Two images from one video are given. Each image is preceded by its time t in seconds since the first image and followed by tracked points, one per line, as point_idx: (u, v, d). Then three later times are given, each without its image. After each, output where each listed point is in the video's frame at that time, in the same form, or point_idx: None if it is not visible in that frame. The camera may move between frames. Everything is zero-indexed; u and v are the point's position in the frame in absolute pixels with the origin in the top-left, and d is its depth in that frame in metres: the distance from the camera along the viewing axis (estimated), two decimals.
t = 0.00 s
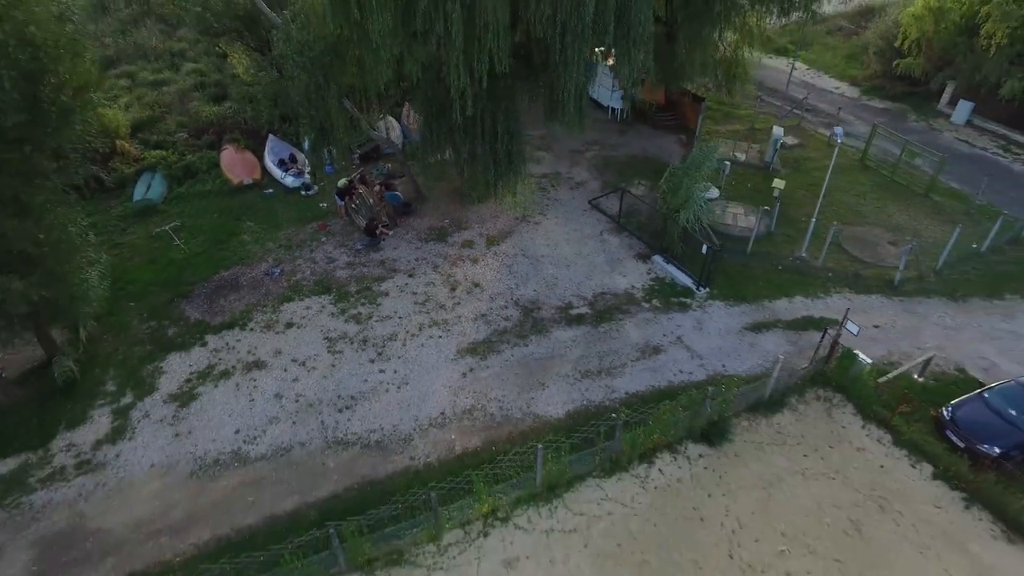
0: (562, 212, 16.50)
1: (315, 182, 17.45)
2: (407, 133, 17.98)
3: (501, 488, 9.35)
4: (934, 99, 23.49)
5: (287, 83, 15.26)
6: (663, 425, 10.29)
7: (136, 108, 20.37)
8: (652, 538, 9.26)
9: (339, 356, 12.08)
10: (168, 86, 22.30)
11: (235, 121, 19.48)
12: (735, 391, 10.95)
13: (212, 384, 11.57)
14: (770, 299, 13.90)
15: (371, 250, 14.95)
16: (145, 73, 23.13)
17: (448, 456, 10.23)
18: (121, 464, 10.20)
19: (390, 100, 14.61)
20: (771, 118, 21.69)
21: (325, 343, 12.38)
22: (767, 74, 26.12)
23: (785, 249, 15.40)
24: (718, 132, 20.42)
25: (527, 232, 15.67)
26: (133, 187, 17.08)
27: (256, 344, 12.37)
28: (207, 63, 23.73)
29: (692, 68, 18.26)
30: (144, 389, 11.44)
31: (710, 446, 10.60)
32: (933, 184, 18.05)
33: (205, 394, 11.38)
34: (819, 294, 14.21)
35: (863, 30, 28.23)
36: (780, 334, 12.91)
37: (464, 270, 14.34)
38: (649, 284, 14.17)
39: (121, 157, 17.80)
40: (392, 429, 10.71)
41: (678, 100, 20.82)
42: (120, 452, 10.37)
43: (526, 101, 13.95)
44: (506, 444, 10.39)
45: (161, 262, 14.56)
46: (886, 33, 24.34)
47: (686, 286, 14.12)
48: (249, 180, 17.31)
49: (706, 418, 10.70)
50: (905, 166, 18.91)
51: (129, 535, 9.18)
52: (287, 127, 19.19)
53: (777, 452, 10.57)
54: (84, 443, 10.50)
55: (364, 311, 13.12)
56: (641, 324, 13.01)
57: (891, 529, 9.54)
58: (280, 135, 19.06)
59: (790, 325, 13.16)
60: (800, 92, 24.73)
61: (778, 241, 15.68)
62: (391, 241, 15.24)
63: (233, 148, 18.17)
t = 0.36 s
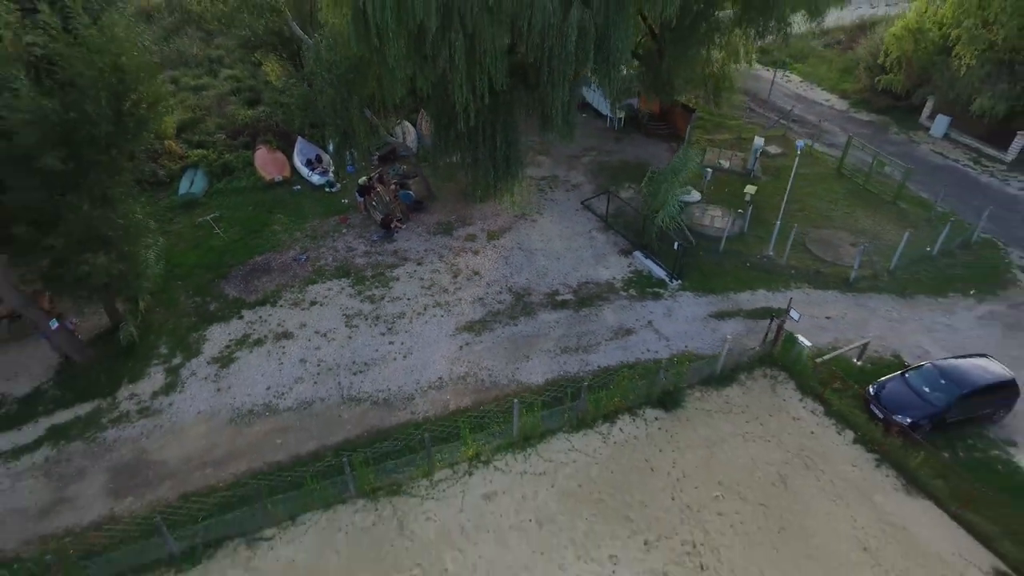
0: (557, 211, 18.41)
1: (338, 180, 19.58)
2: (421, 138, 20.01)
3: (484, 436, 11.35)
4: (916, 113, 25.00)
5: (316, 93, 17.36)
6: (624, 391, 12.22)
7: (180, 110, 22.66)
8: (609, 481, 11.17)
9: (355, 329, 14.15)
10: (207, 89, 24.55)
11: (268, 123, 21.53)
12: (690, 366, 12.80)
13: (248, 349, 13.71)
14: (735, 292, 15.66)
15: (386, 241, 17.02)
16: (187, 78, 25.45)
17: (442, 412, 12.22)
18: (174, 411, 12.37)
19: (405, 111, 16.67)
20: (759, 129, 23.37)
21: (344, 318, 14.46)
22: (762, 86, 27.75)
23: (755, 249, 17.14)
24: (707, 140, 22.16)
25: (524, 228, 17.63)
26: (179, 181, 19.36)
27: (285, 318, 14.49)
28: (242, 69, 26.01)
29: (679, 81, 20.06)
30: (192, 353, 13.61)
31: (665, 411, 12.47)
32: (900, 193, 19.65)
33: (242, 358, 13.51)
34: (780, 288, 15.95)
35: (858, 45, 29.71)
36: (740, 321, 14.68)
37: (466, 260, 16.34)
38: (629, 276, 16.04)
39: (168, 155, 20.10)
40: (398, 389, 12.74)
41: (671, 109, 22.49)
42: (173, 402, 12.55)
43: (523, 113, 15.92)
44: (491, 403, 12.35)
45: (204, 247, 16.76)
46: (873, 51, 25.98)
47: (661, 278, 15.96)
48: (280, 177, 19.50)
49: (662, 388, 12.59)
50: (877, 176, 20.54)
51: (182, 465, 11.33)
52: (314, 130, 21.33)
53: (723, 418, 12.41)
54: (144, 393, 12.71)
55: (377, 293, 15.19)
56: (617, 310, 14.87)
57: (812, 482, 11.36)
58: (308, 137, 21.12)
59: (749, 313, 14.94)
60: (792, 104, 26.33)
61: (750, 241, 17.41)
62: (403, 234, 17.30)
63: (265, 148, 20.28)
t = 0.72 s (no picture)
0: (555, 210, 20.53)
1: (361, 180, 21.89)
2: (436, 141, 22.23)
3: (478, 396, 13.53)
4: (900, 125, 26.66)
5: (343, 102, 19.64)
6: (599, 364, 14.32)
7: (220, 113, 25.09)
8: (581, 437, 13.28)
9: (373, 308, 16.41)
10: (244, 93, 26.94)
11: (299, 126, 23.89)
12: (658, 345, 14.83)
13: (281, 323, 16.04)
14: (708, 285, 17.56)
15: (402, 234, 19.27)
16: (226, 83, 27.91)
17: (444, 377, 14.43)
18: (220, 371, 14.73)
19: (421, 120, 18.87)
20: (748, 138, 25.20)
21: (363, 299, 16.73)
22: (758, 97, 29.49)
23: (731, 247, 19.01)
24: (699, 148, 24.06)
25: (524, 224, 19.78)
26: (220, 178, 21.80)
27: (313, 297, 16.81)
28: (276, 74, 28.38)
29: (672, 103, 21.99)
30: (234, 325, 15.98)
31: (634, 382, 14.55)
32: (871, 201, 21.45)
33: (276, 330, 15.83)
34: (750, 282, 17.83)
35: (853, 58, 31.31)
36: (710, 309, 16.63)
37: (471, 251, 18.54)
38: (614, 269, 18.09)
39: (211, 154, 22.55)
40: (408, 359, 14.97)
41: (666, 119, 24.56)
42: (219, 364, 14.93)
43: (524, 124, 18.07)
44: (486, 372, 14.52)
45: (242, 236, 19.14)
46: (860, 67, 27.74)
47: (643, 270, 17.92)
48: (309, 176, 21.85)
49: (632, 363, 14.65)
50: (852, 183, 22.34)
51: (227, 413, 13.69)
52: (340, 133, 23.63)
53: (684, 389, 14.45)
54: (194, 356, 15.14)
55: (393, 278, 17.45)
56: (602, 298, 16.94)
57: (754, 443, 13.39)
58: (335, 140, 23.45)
59: (719, 303, 16.89)
60: (785, 114, 28.08)
61: (728, 240, 19.30)
62: (417, 228, 19.54)
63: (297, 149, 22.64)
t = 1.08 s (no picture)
0: (555, 211, 22.88)
1: (383, 180, 24.40)
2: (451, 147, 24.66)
3: (478, 366, 15.94)
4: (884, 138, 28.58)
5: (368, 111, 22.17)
6: (582, 342, 16.66)
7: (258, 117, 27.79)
8: (564, 403, 15.61)
9: (391, 293, 18.90)
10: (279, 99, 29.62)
11: (329, 131, 26.48)
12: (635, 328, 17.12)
13: (312, 303, 18.59)
14: (687, 279, 19.73)
15: (418, 229, 21.75)
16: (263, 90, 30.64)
17: (450, 351, 16.85)
18: (260, 342, 17.33)
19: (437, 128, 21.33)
20: (738, 148, 27.33)
21: (383, 284, 19.23)
22: (753, 109, 31.54)
23: (711, 247, 21.19)
24: (691, 157, 26.23)
25: (527, 223, 22.16)
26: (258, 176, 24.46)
27: (340, 282, 19.34)
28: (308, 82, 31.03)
29: (665, 116, 24.16)
30: (271, 304, 18.57)
31: (613, 359, 16.86)
32: (846, 207, 23.46)
33: (307, 308, 18.41)
34: (726, 277, 19.96)
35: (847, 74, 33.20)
36: (686, 300, 18.84)
37: (479, 246, 20.96)
38: (605, 263, 20.38)
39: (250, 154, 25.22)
40: (419, 335, 17.42)
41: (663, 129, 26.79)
42: (259, 335, 17.52)
43: (527, 134, 20.47)
44: (485, 348, 16.92)
45: (278, 228, 21.74)
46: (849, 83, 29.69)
47: (630, 265, 20.16)
48: (337, 176, 24.43)
49: (612, 343, 16.97)
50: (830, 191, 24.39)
51: (266, 375, 16.25)
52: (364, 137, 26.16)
53: (656, 367, 16.71)
54: (238, 329, 17.75)
55: (409, 267, 19.92)
56: (591, 288, 19.23)
57: (713, 412, 15.57)
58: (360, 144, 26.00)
59: (695, 295, 19.09)
60: (777, 126, 30.10)
61: (709, 240, 21.47)
62: (431, 224, 22.01)
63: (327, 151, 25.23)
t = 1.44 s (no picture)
0: (561, 213, 25.38)
1: (407, 182, 27.11)
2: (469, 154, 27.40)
3: (487, 344, 18.58)
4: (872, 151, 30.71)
5: (396, 121, 24.87)
6: (576, 326, 19.19)
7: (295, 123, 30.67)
8: (560, 377, 18.13)
9: (413, 281, 21.57)
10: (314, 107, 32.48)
11: (360, 137, 29.28)
12: (625, 315, 19.58)
13: (344, 288, 21.31)
14: (676, 275, 22.10)
15: (437, 227, 24.39)
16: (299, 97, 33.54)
17: (463, 332, 19.46)
18: (300, 320, 20.07)
19: (456, 137, 23.98)
20: (734, 159, 29.63)
21: (406, 274, 21.90)
22: (752, 122, 33.79)
23: (700, 248, 23.54)
24: (689, 166, 28.59)
25: (535, 223, 24.72)
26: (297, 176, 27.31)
27: (368, 271, 22.05)
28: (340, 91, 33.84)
29: (664, 129, 26.58)
30: (309, 288, 21.33)
31: (604, 342, 19.34)
32: (828, 214, 25.63)
33: (340, 293, 21.13)
34: (711, 274, 22.27)
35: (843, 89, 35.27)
36: (672, 293, 21.23)
37: (491, 242, 23.56)
38: (603, 260, 22.85)
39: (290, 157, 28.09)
40: (437, 318, 20.06)
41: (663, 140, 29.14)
42: (299, 315, 20.27)
43: (536, 144, 23.06)
44: (493, 329, 19.49)
45: (314, 223, 24.52)
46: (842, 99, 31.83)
47: (625, 262, 22.60)
48: (366, 177, 27.19)
49: (603, 328, 19.44)
50: (814, 199, 26.64)
51: (305, 348, 18.99)
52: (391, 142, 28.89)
53: (641, 349, 19.15)
54: (281, 308, 20.53)
55: (429, 260, 22.58)
56: (589, 281, 21.70)
57: (688, 388, 17.95)
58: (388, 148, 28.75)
59: (681, 288, 21.46)
60: (773, 138, 32.31)
61: (699, 242, 23.83)
62: (449, 222, 24.65)
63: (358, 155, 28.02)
